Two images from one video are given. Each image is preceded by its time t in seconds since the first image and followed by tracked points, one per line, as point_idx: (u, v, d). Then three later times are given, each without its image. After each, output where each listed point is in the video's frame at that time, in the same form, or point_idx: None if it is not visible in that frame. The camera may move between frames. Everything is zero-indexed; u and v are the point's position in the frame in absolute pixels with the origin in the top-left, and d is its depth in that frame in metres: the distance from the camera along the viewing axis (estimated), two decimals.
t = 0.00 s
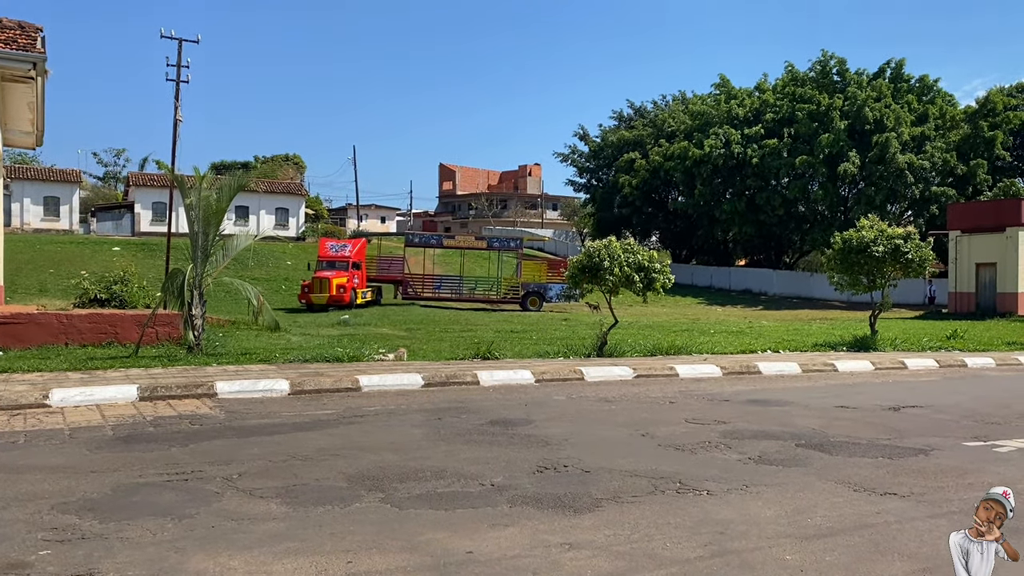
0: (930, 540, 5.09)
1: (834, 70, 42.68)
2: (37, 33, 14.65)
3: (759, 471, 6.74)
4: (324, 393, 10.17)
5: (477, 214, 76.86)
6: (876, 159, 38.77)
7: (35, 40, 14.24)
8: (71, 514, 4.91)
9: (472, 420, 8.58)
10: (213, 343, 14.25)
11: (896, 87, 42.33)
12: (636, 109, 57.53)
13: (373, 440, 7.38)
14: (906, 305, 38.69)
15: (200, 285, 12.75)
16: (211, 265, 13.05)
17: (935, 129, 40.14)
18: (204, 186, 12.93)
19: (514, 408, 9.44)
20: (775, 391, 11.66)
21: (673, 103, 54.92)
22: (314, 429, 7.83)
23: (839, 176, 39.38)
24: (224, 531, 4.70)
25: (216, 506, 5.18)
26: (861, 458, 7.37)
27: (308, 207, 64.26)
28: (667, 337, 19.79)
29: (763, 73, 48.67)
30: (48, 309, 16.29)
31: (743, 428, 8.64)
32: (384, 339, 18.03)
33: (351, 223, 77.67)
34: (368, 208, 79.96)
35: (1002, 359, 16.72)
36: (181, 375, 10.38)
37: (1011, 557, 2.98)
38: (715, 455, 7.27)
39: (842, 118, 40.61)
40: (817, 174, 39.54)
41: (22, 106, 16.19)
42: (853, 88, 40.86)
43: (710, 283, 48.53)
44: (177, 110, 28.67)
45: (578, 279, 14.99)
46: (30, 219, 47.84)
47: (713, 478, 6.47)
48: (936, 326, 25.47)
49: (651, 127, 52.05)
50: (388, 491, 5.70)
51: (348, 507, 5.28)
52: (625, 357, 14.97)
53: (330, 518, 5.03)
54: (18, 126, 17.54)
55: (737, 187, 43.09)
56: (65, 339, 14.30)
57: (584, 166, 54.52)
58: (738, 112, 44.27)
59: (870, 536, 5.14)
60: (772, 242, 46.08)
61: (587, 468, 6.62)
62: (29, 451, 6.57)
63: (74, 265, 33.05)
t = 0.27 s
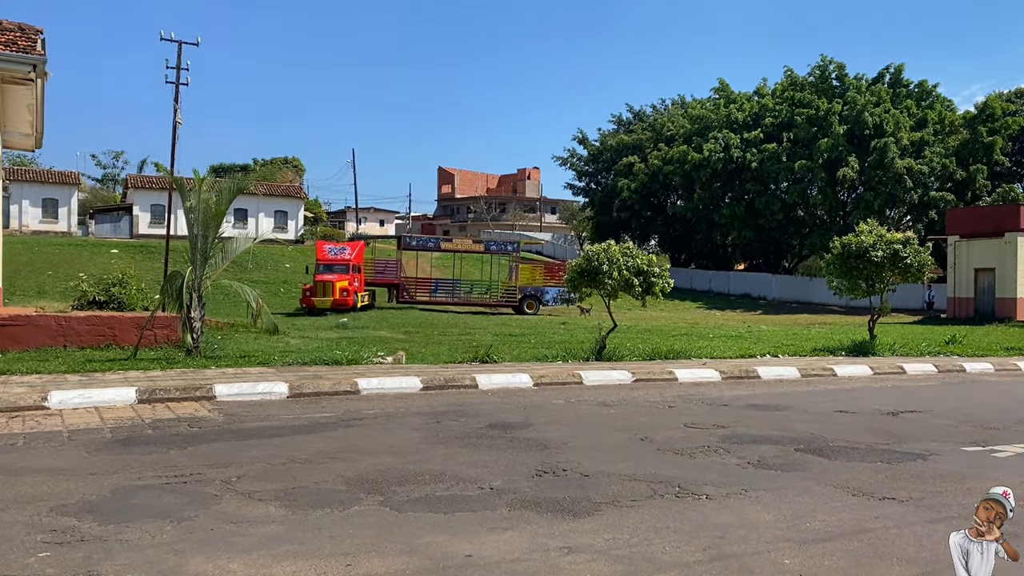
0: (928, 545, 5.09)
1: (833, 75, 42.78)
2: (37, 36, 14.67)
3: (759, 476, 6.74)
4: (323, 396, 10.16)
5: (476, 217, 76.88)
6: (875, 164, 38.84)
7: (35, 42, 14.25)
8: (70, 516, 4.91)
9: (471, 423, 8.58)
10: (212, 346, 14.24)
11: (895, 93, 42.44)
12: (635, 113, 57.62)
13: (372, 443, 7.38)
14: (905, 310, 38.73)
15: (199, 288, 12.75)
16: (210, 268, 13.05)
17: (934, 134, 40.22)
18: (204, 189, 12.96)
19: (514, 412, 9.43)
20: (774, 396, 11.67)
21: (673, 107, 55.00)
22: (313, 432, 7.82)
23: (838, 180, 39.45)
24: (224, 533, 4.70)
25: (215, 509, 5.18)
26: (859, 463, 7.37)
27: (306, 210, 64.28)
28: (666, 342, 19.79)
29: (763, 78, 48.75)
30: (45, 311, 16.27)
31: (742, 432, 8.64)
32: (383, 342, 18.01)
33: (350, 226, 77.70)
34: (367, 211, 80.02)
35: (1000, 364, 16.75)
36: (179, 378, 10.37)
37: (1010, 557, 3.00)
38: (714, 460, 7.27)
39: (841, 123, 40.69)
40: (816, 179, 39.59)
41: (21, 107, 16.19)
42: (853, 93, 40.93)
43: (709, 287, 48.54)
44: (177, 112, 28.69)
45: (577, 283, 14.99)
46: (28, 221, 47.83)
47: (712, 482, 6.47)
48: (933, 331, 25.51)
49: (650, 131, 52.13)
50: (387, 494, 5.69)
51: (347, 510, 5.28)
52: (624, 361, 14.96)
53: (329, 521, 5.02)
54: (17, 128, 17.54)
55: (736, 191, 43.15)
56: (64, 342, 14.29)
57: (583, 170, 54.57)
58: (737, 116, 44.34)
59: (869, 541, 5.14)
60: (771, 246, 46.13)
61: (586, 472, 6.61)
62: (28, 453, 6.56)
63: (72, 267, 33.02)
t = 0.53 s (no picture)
0: (929, 549, 5.08)
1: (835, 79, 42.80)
2: (39, 37, 14.69)
3: (760, 480, 6.73)
4: (323, 398, 10.16)
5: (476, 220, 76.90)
6: (876, 168, 38.86)
7: (37, 44, 14.27)
8: (71, 517, 4.90)
9: (471, 426, 8.57)
10: (213, 348, 14.23)
11: (897, 97, 42.46)
12: (636, 116, 57.65)
13: (372, 445, 7.37)
14: (906, 314, 38.71)
15: (200, 289, 12.76)
16: (210, 269, 13.05)
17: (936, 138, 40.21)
18: (205, 191, 12.99)
19: (514, 415, 9.43)
20: (775, 400, 11.66)
21: (674, 110, 55.03)
22: (313, 434, 7.82)
23: (839, 184, 39.45)
24: (224, 535, 4.70)
25: (215, 510, 5.17)
26: (860, 467, 7.36)
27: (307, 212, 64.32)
28: (666, 345, 19.78)
29: (764, 81, 48.76)
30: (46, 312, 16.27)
31: (743, 436, 8.63)
32: (383, 345, 18.01)
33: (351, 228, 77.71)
34: (368, 213, 80.08)
35: (1001, 369, 16.73)
36: (180, 380, 10.38)
37: (1010, 557, 3.01)
38: (714, 463, 7.26)
39: (843, 127, 40.71)
40: (818, 183, 39.59)
41: (23, 109, 16.21)
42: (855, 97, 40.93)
43: (710, 291, 48.53)
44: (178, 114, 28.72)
45: (578, 286, 14.98)
46: (29, 222, 47.86)
47: (713, 486, 6.46)
48: (935, 335, 25.49)
49: (652, 135, 52.16)
50: (387, 497, 5.69)
51: (348, 512, 5.28)
52: (624, 364, 14.95)
53: (329, 524, 5.02)
54: (18, 129, 17.56)
55: (737, 195, 43.16)
56: (64, 343, 14.30)
57: (584, 173, 54.57)
58: (739, 120, 44.37)
59: (870, 545, 5.13)
60: (772, 250, 46.12)
61: (586, 476, 6.61)
62: (28, 454, 6.56)
63: (72, 269, 33.03)
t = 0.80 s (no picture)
0: (933, 554, 5.07)
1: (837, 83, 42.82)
2: (44, 39, 14.73)
3: (763, 484, 6.72)
4: (326, 401, 10.16)
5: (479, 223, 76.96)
6: (879, 173, 38.85)
7: (42, 46, 14.31)
8: (73, 518, 4.91)
9: (474, 429, 8.56)
10: (215, 350, 14.23)
11: (899, 101, 42.47)
12: (639, 119, 57.68)
13: (375, 448, 7.37)
14: (909, 319, 38.68)
15: (202, 291, 12.77)
16: (213, 272, 13.03)
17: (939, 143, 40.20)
18: (209, 193, 13.00)
19: (516, 418, 9.42)
20: (778, 404, 11.64)
21: (677, 114, 55.05)
22: (316, 437, 7.81)
23: (842, 189, 39.43)
24: (226, 537, 4.69)
25: (218, 512, 5.17)
26: (863, 472, 7.35)
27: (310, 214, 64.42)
28: (669, 349, 19.77)
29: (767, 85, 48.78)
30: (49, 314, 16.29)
31: (745, 440, 8.61)
32: (386, 347, 18.01)
33: (353, 231, 77.80)
34: (370, 216, 80.18)
35: (1004, 374, 16.70)
36: (183, 382, 10.39)
37: (1010, 557, 3.02)
38: (717, 467, 7.25)
39: (846, 131, 40.73)
40: (820, 187, 39.56)
41: (27, 111, 16.25)
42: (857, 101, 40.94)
43: (713, 295, 48.52)
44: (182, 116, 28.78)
45: (580, 289, 14.97)
46: (33, 224, 47.97)
47: (715, 490, 6.45)
48: (937, 340, 25.44)
49: (655, 138, 52.19)
50: (389, 499, 5.68)
51: (350, 515, 5.27)
52: (627, 368, 14.94)
53: (331, 526, 5.01)
54: (22, 131, 17.61)
55: (740, 199, 43.18)
56: (67, 344, 14.32)
57: (586, 176, 54.60)
58: (742, 124, 44.38)
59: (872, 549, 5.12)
60: (774, 254, 46.10)
61: (588, 479, 6.60)
62: (31, 455, 6.56)
63: (76, 270, 33.10)
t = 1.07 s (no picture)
0: (935, 558, 5.07)
1: (841, 87, 42.81)
2: (49, 42, 14.79)
3: (766, 487, 6.71)
4: (328, 403, 10.17)
5: (482, 226, 77.02)
6: (883, 176, 38.81)
7: (47, 48, 14.35)
8: (77, 520, 4.91)
9: (476, 432, 8.56)
10: (218, 352, 14.24)
11: (903, 105, 42.48)
12: (642, 123, 57.70)
13: (378, 450, 7.37)
14: (912, 323, 38.63)
15: (206, 294, 12.78)
16: (217, 274, 13.05)
17: (942, 147, 40.18)
18: (212, 196, 13.03)
19: (519, 421, 9.41)
20: (781, 408, 11.62)
21: (680, 117, 55.06)
22: (319, 439, 7.81)
23: (845, 192, 39.40)
24: (230, 539, 4.70)
25: (221, 514, 5.18)
26: (866, 475, 7.34)
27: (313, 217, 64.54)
28: (671, 352, 19.74)
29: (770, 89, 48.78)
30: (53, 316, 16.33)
31: (748, 444, 8.61)
32: (389, 350, 18.02)
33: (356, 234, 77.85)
34: (373, 219, 80.22)
35: (1008, 378, 16.67)
36: (186, 384, 10.39)
37: (1010, 557, 3.06)
38: (720, 470, 7.25)
39: (849, 134, 40.71)
40: (824, 191, 39.53)
41: (32, 113, 16.30)
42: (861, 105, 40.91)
43: (716, 298, 48.49)
44: (186, 119, 28.89)
45: (584, 292, 14.95)
46: (36, 226, 48.09)
47: (718, 493, 6.44)
48: (941, 344, 25.40)
49: (658, 142, 52.20)
50: (392, 502, 5.69)
51: (353, 516, 5.28)
52: (629, 371, 14.93)
53: (335, 528, 5.02)
54: (27, 133, 17.66)
55: (743, 203, 43.16)
56: (71, 346, 14.34)
57: (589, 179, 54.59)
58: (745, 127, 44.38)
59: (876, 553, 5.12)
60: (777, 257, 46.08)
61: (591, 482, 6.60)
62: (34, 456, 6.57)
63: (79, 272, 33.16)
